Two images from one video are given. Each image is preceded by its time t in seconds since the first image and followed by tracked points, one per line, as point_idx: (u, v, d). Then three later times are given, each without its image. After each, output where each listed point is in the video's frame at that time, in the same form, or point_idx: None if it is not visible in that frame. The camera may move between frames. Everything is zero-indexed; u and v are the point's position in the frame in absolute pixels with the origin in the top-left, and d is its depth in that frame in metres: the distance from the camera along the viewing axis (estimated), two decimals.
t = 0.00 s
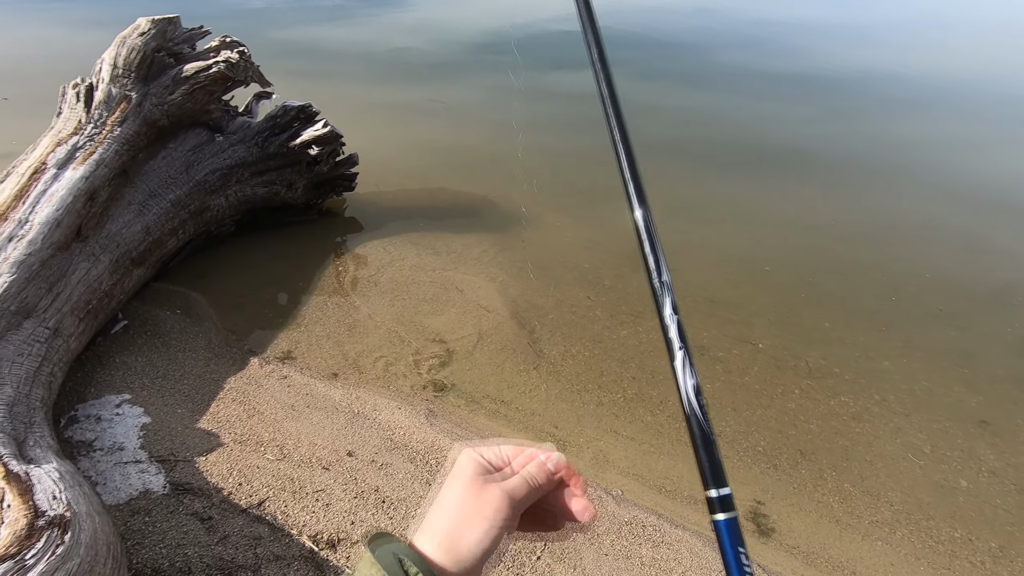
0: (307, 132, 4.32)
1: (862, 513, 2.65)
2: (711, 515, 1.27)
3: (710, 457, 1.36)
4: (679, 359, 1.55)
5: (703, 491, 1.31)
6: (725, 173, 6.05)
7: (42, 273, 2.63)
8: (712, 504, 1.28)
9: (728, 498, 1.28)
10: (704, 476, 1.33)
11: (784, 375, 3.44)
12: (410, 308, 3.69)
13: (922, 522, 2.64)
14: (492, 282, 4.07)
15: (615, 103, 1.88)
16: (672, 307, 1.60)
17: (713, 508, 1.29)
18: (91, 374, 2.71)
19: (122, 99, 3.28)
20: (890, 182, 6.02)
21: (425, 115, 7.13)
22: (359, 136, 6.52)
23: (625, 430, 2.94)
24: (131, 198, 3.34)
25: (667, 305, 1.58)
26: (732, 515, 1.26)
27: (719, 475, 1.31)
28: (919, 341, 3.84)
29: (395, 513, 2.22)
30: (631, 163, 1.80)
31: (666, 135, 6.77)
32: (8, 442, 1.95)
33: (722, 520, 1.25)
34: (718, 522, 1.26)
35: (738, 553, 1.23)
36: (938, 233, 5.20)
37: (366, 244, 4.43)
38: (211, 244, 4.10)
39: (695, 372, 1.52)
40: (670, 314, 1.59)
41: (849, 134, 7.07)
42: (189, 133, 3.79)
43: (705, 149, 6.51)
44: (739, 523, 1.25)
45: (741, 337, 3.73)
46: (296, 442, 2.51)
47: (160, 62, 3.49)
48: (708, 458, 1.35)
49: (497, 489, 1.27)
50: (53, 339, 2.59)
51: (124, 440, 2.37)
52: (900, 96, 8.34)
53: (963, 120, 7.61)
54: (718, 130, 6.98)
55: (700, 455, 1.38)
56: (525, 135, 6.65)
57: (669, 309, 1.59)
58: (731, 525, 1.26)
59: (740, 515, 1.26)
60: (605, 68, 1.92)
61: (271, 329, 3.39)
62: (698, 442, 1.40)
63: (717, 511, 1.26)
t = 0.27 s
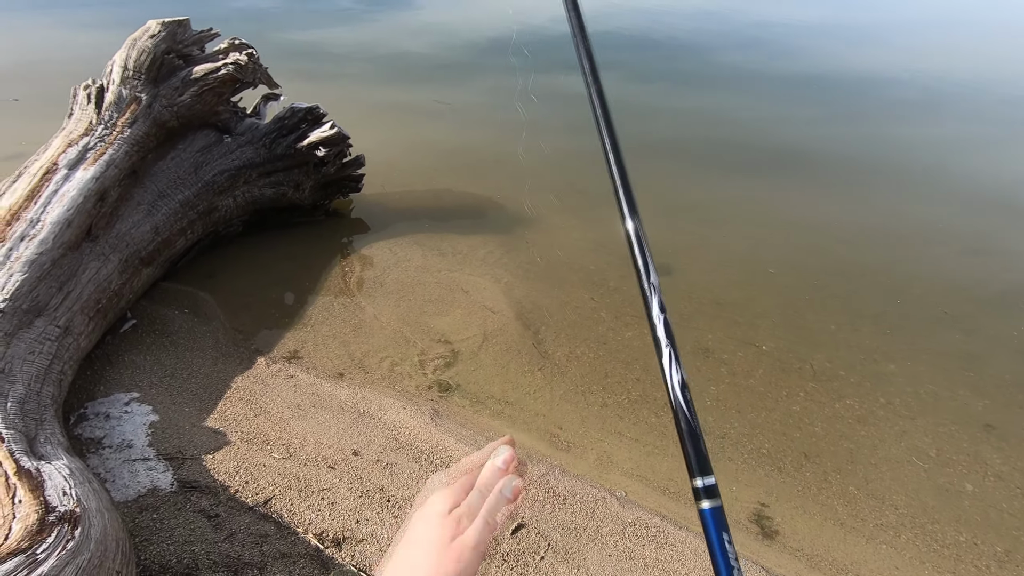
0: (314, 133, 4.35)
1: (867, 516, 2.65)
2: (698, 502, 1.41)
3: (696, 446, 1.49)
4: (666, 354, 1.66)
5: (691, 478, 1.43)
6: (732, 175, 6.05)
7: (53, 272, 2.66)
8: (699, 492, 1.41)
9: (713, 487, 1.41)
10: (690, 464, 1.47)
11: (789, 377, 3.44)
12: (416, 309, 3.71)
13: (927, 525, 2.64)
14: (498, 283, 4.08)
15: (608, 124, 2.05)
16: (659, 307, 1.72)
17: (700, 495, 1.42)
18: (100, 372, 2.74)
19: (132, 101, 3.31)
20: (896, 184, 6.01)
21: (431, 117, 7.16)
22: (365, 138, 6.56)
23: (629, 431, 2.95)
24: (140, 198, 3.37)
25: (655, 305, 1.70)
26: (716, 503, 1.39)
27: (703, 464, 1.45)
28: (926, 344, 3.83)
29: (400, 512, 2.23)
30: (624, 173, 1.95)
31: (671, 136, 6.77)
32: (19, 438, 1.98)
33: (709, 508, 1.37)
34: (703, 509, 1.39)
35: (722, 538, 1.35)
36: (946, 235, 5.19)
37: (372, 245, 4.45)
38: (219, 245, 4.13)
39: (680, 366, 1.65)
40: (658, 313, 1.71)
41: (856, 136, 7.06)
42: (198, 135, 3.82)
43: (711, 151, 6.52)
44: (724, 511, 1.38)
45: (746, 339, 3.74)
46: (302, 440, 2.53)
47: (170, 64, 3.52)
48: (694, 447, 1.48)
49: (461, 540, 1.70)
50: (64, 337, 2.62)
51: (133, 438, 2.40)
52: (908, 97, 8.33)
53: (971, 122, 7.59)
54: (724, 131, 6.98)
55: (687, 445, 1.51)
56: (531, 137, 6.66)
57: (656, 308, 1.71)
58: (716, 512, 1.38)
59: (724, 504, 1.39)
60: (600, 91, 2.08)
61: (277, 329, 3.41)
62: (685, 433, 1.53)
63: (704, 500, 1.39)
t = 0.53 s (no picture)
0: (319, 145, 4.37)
1: (870, 527, 2.65)
2: (705, 466, 1.78)
3: (705, 419, 1.92)
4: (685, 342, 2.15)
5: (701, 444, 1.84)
6: (734, 186, 6.07)
7: (60, 282, 2.68)
8: (706, 456, 1.80)
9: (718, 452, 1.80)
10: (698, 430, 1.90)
11: (791, 387, 3.44)
12: (418, 319, 3.72)
13: (931, 537, 2.63)
14: (500, 292, 4.10)
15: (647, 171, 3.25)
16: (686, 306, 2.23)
17: (707, 461, 1.80)
18: (104, 381, 2.75)
19: (139, 113, 3.33)
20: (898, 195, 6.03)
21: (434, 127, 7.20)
22: (368, 149, 6.60)
23: (631, 441, 2.95)
24: (146, 209, 3.40)
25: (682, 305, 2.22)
26: (720, 468, 1.76)
27: (714, 434, 1.87)
28: (929, 355, 3.83)
29: (402, 522, 2.24)
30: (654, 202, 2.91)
31: (673, 147, 6.81)
32: (24, 447, 1.99)
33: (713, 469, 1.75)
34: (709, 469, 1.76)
35: (723, 498, 1.71)
36: (948, 246, 5.20)
37: (375, 255, 4.47)
38: (223, 255, 4.16)
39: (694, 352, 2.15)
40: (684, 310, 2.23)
41: (857, 147, 7.09)
42: (204, 146, 3.85)
43: (713, 162, 6.54)
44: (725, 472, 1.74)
45: (749, 349, 3.74)
46: (304, 450, 2.53)
47: (177, 76, 3.55)
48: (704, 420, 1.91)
49: None
50: (69, 347, 2.64)
51: (136, 447, 2.41)
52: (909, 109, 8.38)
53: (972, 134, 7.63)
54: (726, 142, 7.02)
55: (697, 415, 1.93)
56: (533, 148, 6.70)
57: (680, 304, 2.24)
58: (719, 475, 1.75)
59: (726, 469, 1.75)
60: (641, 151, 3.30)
61: (280, 339, 3.43)
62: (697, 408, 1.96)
63: (710, 464, 1.77)
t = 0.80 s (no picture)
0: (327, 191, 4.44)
1: None
2: (716, 504, 1.74)
3: (714, 452, 1.86)
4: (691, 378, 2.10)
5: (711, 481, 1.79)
6: (737, 230, 6.11)
7: (68, 324, 2.70)
8: (717, 494, 1.75)
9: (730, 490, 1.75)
10: (708, 466, 1.84)
11: (800, 432, 3.39)
12: (422, 361, 3.71)
13: None
14: (504, 335, 4.10)
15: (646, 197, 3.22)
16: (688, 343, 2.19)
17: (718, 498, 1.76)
18: (107, 423, 2.74)
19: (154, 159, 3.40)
20: (901, 240, 6.06)
21: (440, 173, 7.32)
22: (374, 193, 6.69)
23: (638, 487, 2.90)
24: (156, 252, 3.44)
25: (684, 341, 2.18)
26: (731, 505, 1.72)
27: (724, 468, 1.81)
28: (938, 399, 3.79)
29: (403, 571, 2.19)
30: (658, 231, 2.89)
31: (676, 193, 6.89)
32: (24, 490, 1.98)
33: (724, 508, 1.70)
34: (720, 507, 1.72)
35: (734, 533, 1.67)
36: (953, 290, 5.20)
37: (380, 297, 4.49)
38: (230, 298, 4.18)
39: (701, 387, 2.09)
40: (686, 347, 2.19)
41: (858, 192, 7.17)
42: (215, 191, 3.92)
43: (715, 207, 6.61)
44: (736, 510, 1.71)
45: (755, 393, 3.70)
46: (305, 495, 2.50)
47: (192, 125, 3.64)
48: (713, 455, 1.85)
49: None
50: (74, 388, 2.64)
51: (135, 490, 2.38)
52: (908, 156, 8.50)
53: (971, 181, 7.72)
54: (728, 187, 7.10)
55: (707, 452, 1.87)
56: (536, 194, 6.78)
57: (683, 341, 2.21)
58: (731, 513, 1.71)
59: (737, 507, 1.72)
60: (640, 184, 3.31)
61: (284, 381, 3.42)
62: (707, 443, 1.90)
63: (721, 502, 1.72)
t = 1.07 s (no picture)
0: (329, 253, 4.52)
1: None
2: None
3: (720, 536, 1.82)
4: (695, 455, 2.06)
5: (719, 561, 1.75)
6: (736, 294, 6.14)
7: (65, 384, 2.68)
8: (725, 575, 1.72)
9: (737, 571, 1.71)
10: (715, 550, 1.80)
11: (806, 500, 3.31)
12: (420, 423, 3.66)
13: None
14: (503, 397, 4.05)
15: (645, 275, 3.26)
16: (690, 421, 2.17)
17: None
18: (96, 487, 2.69)
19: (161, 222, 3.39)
20: (900, 305, 6.08)
21: (442, 234, 7.41)
22: (376, 254, 6.75)
23: (641, 556, 2.80)
24: (158, 312, 3.43)
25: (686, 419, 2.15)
26: None
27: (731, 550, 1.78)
28: (947, 466, 3.71)
29: None
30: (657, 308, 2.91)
31: (675, 256, 6.96)
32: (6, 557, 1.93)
33: None
34: None
35: None
36: (955, 355, 5.18)
37: (379, 358, 4.47)
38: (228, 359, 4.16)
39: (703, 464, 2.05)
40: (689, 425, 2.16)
41: (855, 257, 7.24)
42: (220, 252, 3.95)
43: (714, 271, 6.66)
44: None
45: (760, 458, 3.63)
46: (295, 565, 2.41)
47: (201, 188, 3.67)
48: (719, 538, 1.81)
49: None
50: (65, 450, 2.61)
51: (120, 557, 2.32)
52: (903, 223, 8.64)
53: (967, 248, 7.82)
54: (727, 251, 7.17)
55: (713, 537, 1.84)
56: (537, 258, 6.83)
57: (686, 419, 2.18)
58: None
59: None
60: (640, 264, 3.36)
61: (279, 443, 3.36)
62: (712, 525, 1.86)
63: None
